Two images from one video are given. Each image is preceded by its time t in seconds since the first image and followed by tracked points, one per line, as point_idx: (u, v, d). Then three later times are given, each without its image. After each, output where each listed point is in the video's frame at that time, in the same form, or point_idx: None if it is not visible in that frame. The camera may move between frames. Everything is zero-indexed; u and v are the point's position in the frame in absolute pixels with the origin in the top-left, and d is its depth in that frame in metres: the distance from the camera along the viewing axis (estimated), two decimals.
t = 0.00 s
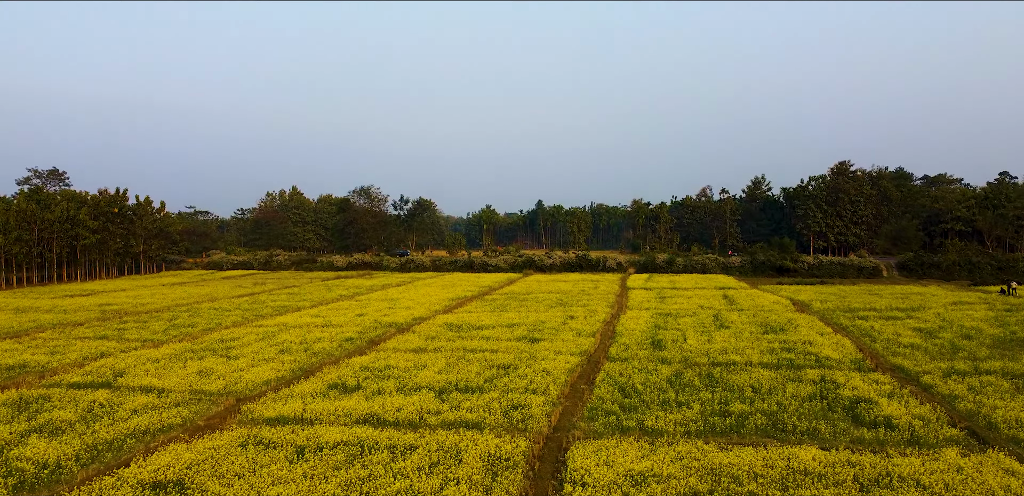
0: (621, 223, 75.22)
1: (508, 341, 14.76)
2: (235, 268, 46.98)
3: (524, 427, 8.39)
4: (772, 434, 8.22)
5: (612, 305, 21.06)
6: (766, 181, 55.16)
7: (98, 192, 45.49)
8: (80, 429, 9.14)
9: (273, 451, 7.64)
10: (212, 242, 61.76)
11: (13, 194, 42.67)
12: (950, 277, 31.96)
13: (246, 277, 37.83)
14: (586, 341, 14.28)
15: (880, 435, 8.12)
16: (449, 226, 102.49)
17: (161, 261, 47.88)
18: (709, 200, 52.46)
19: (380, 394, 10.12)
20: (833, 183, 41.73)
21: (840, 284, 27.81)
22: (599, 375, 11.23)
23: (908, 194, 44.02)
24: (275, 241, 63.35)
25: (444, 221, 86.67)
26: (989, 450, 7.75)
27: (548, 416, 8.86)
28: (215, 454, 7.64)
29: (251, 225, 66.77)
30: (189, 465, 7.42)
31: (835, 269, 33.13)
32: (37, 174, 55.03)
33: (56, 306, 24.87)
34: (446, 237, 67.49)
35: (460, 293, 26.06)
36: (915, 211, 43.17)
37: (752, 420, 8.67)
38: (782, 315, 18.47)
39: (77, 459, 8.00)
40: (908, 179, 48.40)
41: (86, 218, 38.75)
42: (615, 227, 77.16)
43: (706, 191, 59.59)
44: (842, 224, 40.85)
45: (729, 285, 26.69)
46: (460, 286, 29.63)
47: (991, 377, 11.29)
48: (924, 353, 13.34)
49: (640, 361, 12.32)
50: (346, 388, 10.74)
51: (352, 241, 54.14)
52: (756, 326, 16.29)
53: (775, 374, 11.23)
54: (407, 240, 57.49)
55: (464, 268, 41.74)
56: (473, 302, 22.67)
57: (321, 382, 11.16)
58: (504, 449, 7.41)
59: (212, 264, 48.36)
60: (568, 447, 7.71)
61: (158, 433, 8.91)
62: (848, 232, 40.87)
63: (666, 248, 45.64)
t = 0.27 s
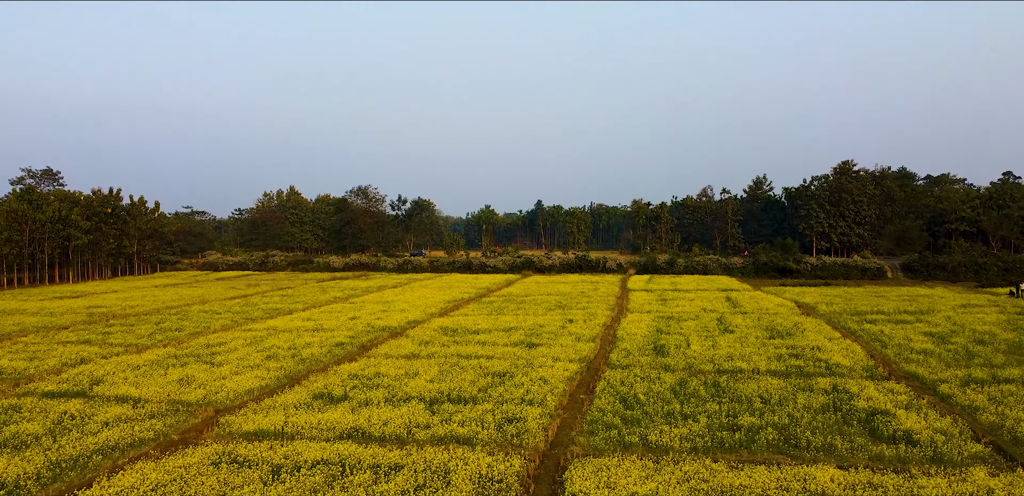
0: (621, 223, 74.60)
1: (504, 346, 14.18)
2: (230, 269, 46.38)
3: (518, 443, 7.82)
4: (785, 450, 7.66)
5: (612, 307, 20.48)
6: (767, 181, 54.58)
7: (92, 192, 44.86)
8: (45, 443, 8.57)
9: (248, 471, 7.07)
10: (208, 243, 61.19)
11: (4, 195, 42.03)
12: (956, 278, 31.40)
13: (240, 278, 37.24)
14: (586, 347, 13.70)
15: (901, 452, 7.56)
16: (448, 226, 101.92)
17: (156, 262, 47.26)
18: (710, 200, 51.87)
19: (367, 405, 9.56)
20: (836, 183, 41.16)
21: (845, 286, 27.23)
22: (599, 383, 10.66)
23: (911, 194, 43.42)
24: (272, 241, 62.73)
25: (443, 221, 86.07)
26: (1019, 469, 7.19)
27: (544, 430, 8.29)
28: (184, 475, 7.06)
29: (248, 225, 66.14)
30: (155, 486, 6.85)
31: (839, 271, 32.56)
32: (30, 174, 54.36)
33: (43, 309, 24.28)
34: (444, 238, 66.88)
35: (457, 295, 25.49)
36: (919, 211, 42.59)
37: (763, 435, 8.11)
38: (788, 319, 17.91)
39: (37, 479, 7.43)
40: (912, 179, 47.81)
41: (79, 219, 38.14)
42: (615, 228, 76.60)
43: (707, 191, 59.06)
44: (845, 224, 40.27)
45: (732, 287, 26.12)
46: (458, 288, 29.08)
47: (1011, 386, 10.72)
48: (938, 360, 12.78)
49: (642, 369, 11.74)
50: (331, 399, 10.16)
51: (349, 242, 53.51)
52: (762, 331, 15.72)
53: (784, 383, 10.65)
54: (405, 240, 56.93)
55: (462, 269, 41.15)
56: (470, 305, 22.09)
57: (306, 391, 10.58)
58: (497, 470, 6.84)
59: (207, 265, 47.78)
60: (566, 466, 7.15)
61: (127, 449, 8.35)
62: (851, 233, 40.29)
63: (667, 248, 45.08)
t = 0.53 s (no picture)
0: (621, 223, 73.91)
1: (500, 353, 13.50)
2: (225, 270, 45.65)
3: (511, 466, 7.14)
4: (804, 474, 6.98)
5: (612, 311, 19.79)
6: (769, 181, 53.91)
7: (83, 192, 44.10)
8: None
9: None
10: (203, 243, 60.43)
11: None
12: (963, 279, 30.72)
13: (233, 280, 36.54)
14: (585, 354, 13.01)
15: (931, 476, 6.87)
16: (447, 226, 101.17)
17: (149, 262, 46.53)
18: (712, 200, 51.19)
19: (350, 420, 8.87)
20: (840, 182, 40.49)
21: (851, 288, 26.59)
22: (599, 395, 9.97)
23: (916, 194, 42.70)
24: (268, 241, 62.02)
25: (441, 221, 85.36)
26: None
27: (540, 450, 7.61)
28: None
29: (244, 225, 65.40)
30: None
31: (844, 272, 31.89)
32: (23, 173, 53.63)
33: (27, 312, 23.59)
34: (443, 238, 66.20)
35: (453, 297, 24.81)
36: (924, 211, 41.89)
37: (779, 455, 7.42)
38: (795, 323, 17.25)
39: None
40: (916, 178, 47.11)
41: (69, 219, 37.40)
42: (615, 228, 75.92)
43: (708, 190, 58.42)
44: (849, 224, 39.60)
45: (736, 289, 25.48)
46: (455, 290, 28.40)
47: None
48: (957, 369, 12.10)
49: (645, 378, 11.06)
50: (312, 412, 9.48)
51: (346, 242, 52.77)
52: (770, 336, 15.04)
53: (798, 395, 9.97)
54: (403, 241, 56.22)
55: (459, 270, 40.47)
56: (466, 308, 21.42)
57: (286, 404, 9.90)
58: None
59: (201, 266, 47.05)
60: (563, 493, 6.46)
61: (85, 470, 7.67)
62: (855, 233, 39.59)
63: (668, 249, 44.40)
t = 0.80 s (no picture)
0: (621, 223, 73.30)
1: (495, 359, 12.90)
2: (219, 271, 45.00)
3: (503, 489, 6.55)
4: None
5: (613, 314, 19.19)
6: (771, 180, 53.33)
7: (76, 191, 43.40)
8: None
9: None
10: (199, 244, 59.76)
11: None
12: (970, 281, 30.13)
13: (227, 281, 35.91)
14: (585, 362, 12.40)
15: None
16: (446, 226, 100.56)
17: (142, 263, 45.86)
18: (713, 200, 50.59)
19: (332, 436, 8.27)
20: (843, 182, 39.91)
21: (856, 290, 26.01)
22: (600, 407, 9.37)
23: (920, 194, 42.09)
24: (265, 242, 61.38)
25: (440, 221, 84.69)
26: None
27: (536, 471, 7.01)
28: None
29: (240, 225, 64.71)
30: None
31: (849, 273, 31.29)
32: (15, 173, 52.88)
33: (11, 315, 22.95)
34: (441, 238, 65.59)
35: (450, 300, 24.18)
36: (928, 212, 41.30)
37: (795, 477, 6.83)
38: (802, 327, 16.65)
39: None
40: (919, 178, 46.53)
41: (61, 219, 36.71)
42: (615, 228, 75.31)
43: (709, 190, 57.86)
44: (853, 225, 39.02)
45: (739, 291, 24.88)
46: (452, 291, 27.78)
47: None
48: (976, 377, 11.50)
49: (648, 388, 10.44)
50: (293, 427, 8.87)
51: (342, 242, 52.12)
52: (777, 342, 14.46)
53: (811, 407, 9.36)
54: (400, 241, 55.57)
55: (457, 271, 39.84)
56: (462, 311, 20.80)
57: (265, 417, 9.31)
58: None
59: (196, 267, 46.38)
60: None
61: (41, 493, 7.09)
62: (859, 233, 38.99)
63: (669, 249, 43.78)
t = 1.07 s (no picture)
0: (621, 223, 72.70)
1: (490, 367, 12.29)
2: (214, 272, 44.35)
3: None
4: None
5: (614, 318, 18.56)
6: (773, 180, 52.73)
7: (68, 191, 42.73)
8: None
9: None
10: (194, 244, 59.18)
11: None
12: (978, 282, 29.54)
13: (220, 282, 35.28)
14: (584, 369, 11.79)
15: None
16: (445, 226, 99.97)
17: (136, 264, 45.24)
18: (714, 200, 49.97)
19: (312, 455, 7.67)
20: (846, 181, 39.31)
21: (862, 291, 25.43)
22: (600, 422, 8.75)
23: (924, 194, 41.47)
24: (261, 242, 60.78)
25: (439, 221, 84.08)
26: None
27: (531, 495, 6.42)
28: None
29: (236, 225, 64.06)
30: None
31: (854, 275, 30.71)
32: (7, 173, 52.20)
33: None
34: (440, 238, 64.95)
35: (446, 302, 23.58)
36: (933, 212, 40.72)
37: None
38: (811, 332, 16.03)
39: None
40: (923, 178, 45.93)
41: (52, 219, 36.08)
42: (616, 228, 74.72)
43: (711, 190, 57.24)
44: (856, 225, 38.42)
45: (743, 293, 24.30)
46: (448, 293, 27.18)
47: None
48: (996, 387, 10.91)
49: (651, 400, 9.83)
50: (271, 444, 8.28)
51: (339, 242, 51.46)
52: (785, 348, 13.85)
53: (826, 421, 8.76)
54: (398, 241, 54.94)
55: (455, 272, 39.23)
56: (458, 314, 20.17)
57: (242, 432, 8.74)
58: None
59: (190, 267, 45.75)
60: None
61: None
62: (863, 234, 38.39)
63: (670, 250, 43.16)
